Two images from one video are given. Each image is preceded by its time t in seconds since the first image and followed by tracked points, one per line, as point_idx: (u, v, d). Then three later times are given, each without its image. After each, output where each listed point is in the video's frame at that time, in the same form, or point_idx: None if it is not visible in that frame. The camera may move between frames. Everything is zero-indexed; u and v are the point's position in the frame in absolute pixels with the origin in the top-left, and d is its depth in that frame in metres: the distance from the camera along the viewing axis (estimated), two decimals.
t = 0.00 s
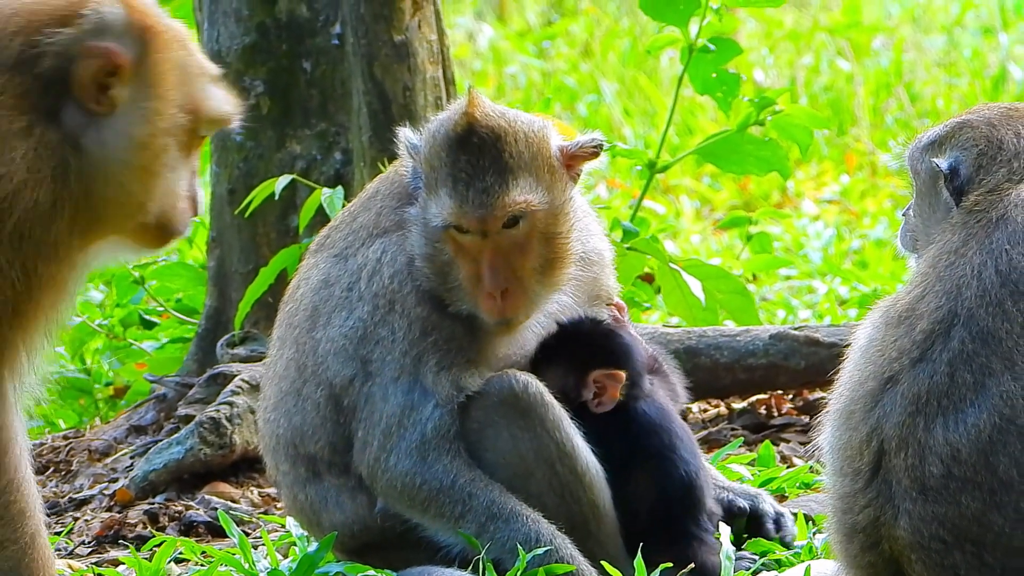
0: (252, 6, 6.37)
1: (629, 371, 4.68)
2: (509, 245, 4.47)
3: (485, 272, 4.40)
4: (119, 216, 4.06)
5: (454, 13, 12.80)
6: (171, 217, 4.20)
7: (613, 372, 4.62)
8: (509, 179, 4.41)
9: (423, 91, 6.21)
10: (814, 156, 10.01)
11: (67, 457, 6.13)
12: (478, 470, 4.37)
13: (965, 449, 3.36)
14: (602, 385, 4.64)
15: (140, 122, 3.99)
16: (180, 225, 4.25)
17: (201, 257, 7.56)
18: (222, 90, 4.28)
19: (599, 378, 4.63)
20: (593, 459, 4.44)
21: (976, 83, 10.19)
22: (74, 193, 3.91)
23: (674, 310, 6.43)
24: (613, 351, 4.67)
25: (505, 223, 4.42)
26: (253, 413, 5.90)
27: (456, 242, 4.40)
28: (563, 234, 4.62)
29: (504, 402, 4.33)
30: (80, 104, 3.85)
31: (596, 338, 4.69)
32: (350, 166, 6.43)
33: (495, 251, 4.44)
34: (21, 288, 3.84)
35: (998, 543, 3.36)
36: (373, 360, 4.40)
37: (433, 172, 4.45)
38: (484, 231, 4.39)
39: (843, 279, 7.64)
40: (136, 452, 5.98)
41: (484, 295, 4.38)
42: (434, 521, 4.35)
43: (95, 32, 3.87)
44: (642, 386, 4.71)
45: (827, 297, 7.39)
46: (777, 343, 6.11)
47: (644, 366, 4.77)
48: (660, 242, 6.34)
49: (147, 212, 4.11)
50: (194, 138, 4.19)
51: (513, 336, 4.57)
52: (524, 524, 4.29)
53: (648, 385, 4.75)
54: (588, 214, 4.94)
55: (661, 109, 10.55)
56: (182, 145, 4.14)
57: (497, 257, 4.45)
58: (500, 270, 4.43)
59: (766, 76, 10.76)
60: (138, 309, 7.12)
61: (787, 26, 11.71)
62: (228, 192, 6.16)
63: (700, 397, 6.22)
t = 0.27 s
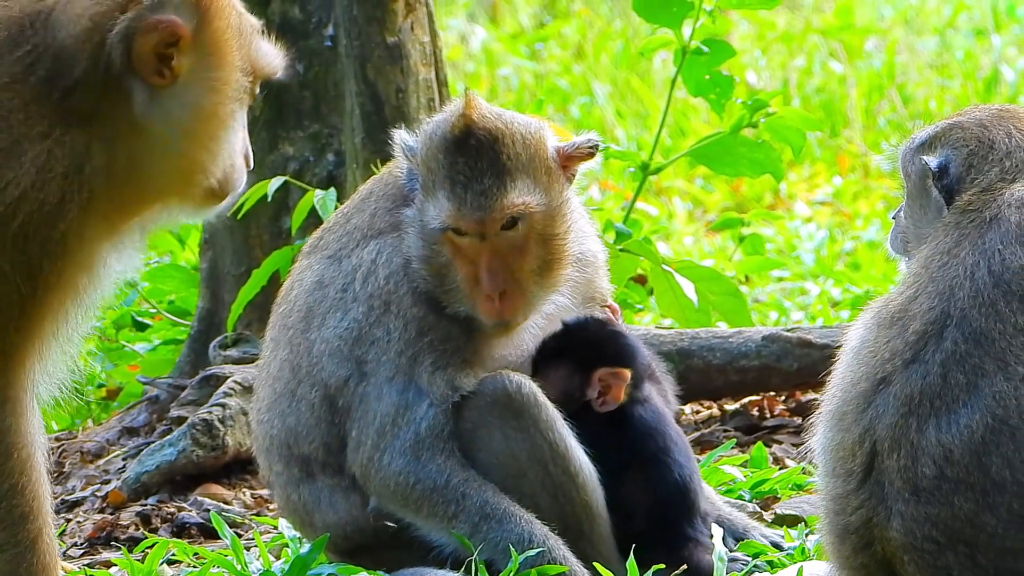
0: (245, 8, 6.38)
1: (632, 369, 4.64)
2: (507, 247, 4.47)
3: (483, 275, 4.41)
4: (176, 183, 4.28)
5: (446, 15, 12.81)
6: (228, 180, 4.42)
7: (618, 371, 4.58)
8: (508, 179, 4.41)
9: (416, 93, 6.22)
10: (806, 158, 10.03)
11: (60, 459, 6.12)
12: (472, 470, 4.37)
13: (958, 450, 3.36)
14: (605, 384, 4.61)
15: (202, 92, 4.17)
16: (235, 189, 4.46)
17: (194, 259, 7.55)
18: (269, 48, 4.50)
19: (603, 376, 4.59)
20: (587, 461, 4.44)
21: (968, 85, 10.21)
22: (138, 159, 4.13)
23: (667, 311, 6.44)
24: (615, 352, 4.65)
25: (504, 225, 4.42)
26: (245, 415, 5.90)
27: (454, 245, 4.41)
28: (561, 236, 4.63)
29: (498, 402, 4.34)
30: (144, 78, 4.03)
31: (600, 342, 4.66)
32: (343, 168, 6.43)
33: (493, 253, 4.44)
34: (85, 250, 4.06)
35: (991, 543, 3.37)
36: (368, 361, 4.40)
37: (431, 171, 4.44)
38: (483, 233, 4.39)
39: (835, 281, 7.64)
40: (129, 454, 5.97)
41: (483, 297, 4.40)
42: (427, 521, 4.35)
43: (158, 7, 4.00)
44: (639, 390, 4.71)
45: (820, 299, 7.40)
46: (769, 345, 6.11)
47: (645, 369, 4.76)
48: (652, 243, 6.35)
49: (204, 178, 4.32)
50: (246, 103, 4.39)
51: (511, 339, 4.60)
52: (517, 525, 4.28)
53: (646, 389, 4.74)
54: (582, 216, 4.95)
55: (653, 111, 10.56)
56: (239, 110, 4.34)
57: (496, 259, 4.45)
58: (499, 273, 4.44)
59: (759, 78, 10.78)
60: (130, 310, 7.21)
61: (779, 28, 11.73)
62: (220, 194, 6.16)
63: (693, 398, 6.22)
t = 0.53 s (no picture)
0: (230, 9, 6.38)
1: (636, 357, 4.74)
2: (496, 251, 4.45)
3: (471, 279, 4.39)
4: (184, 199, 4.35)
5: (432, 15, 12.81)
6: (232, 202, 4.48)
7: (624, 356, 4.68)
8: (497, 185, 4.38)
9: (402, 93, 6.21)
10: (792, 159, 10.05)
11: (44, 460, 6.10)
12: (458, 470, 4.36)
13: (945, 451, 3.37)
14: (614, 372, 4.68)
15: (219, 113, 4.26)
16: (237, 213, 4.53)
17: (179, 260, 7.53)
18: (280, 74, 4.59)
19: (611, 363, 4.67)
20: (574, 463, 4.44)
21: (954, 86, 10.24)
22: (147, 171, 4.21)
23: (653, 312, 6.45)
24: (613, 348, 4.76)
25: (493, 228, 4.40)
26: (231, 415, 5.87)
27: (443, 248, 4.38)
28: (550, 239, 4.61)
29: (484, 402, 4.33)
30: (160, 93, 4.11)
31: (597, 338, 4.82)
32: (329, 168, 6.42)
33: (482, 257, 4.42)
34: (92, 257, 4.10)
35: (977, 544, 3.37)
36: (354, 361, 4.40)
37: (418, 176, 4.43)
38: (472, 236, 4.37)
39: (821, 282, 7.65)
40: (114, 455, 5.95)
41: (470, 300, 4.38)
42: (413, 521, 4.33)
43: (181, 26, 4.11)
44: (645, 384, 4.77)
45: (805, 299, 7.41)
46: (755, 346, 6.11)
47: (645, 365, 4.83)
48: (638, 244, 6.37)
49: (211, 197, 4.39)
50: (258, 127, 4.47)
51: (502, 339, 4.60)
52: (503, 526, 4.27)
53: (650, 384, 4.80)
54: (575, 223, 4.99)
55: (638, 112, 10.57)
56: (253, 134, 4.43)
57: (485, 262, 4.42)
58: (488, 276, 4.42)
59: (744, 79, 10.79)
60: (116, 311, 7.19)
61: (765, 29, 11.74)
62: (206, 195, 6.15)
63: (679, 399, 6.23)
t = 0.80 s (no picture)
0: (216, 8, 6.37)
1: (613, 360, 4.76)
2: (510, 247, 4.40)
3: (481, 277, 4.36)
4: (177, 197, 4.36)
5: (418, 15, 12.82)
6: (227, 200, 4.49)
7: (597, 374, 4.62)
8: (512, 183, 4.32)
9: (387, 93, 6.19)
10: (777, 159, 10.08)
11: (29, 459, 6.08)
12: (444, 468, 4.36)
13: (927, 454, 3.37)
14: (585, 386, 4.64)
15: (214, 110, 4.27)
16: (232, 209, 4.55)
17: (165, 259, 7.52)
18: (274, 73, 4.61)
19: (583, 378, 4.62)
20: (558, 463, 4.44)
21: (940, 87, 10.26)
22: (141, 170, 4.21)
23: (638, 311, 6.46)
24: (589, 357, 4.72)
25: (509, 225, 4.35)
26: (216, 414, 5.84)
27: (454, 246, 4.35)
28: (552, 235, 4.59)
29: (469, 401, 4.33)
30: (155, 91, 4.12)
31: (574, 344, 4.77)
32: (314, 168, 6.41)
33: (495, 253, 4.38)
34: (84, 256, 4.10)
35: (961, 548, 3.36)
36: (340, 358, 4.38)
37: (421, 171, 4.37)
38: (489, 235, 4.33)
39: (806, 282, 7.66)
40: (99, 454, 5.94)
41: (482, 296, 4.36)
42: (398, 518, 4.33)
43: (175, 23, 4.12)
44: (617, 391, 4.78)
45: (791, 300, 7.41)
46: (740, 346, 6.11)
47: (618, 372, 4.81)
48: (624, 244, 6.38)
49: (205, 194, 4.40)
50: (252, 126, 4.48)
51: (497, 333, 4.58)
52: (488, 523, 4.27)
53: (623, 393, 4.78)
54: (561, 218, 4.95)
55: (624, 111, 10.57)
56: (246, 131, 4.44)
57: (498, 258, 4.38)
58: (501, 271, 4.39)
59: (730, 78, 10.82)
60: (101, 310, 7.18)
61: (751, 29, 11.75)
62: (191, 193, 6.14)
63: (664, 399, 6.23)
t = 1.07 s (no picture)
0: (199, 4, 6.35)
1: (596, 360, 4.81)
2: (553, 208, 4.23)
3: (532, 240, 4.16)
4: (168, 186, 4.32)
5: (401, 12, 12.82)
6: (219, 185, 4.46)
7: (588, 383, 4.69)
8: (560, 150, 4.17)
9: (370, 90, 6.19)
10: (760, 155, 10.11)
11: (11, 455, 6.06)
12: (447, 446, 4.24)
13: (909, 450, 3.38)
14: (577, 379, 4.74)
15: (202, 94, 4.23)
16: (225, 193, 4.51)
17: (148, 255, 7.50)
18: (261, 57, 4.55)
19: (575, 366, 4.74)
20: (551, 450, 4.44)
21: (923, 83, 10.31)
22: (132, 158, 4.19)
23: (622, 308, 6.47)
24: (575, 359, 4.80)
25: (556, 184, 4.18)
26: (199, 411, 5.84)
27: (505, 206, 4.14)
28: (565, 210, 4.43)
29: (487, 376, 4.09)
30: (141, 79, 4.09)
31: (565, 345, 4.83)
32: (297, 164, 6.40)
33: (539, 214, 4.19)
34: (72, 249, 4.08)
35: (943, 544, 3.36)
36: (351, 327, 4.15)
37: (455, 138, 4.17)
38: (543, 193, 4.15)
39: (789, 278, 7.67)
40: (82, 450, 5.92)
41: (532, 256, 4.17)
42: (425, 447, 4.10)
43: (158, 10, 4.08)
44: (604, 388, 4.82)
45: (773, 296, 7.42)
46: (723, 343, 6.12)
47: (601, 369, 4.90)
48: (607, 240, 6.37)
49: (197, 181, 4.36)
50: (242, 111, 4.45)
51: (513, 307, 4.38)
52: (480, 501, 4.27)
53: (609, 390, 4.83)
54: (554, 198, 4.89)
55: (607, 107, 10.57)
56: (235, 115, 4.39)
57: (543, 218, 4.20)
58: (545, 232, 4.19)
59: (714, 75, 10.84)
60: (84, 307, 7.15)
61: (735, 25, 11.75)
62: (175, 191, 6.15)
63: (648, 395, 6.24)
